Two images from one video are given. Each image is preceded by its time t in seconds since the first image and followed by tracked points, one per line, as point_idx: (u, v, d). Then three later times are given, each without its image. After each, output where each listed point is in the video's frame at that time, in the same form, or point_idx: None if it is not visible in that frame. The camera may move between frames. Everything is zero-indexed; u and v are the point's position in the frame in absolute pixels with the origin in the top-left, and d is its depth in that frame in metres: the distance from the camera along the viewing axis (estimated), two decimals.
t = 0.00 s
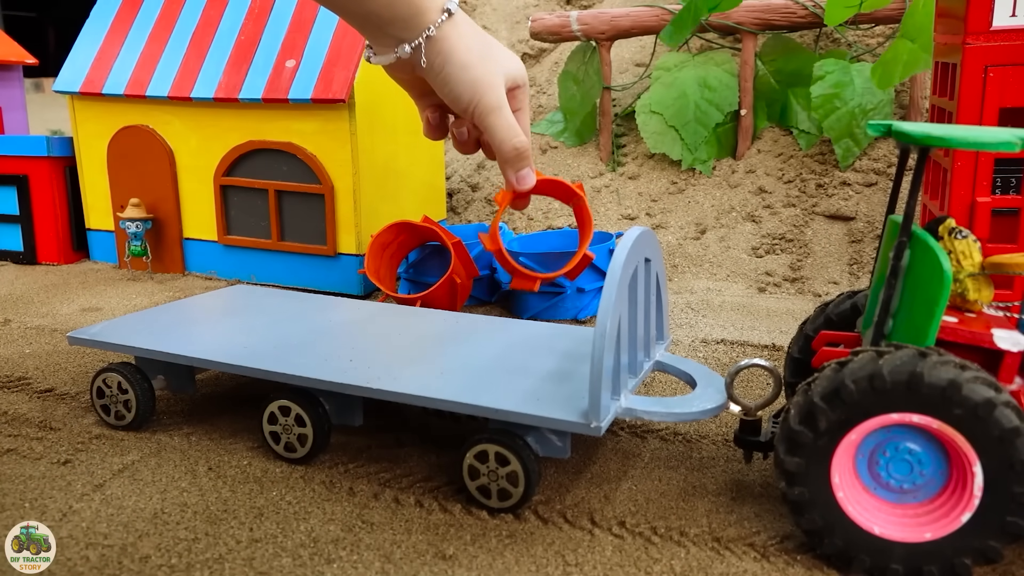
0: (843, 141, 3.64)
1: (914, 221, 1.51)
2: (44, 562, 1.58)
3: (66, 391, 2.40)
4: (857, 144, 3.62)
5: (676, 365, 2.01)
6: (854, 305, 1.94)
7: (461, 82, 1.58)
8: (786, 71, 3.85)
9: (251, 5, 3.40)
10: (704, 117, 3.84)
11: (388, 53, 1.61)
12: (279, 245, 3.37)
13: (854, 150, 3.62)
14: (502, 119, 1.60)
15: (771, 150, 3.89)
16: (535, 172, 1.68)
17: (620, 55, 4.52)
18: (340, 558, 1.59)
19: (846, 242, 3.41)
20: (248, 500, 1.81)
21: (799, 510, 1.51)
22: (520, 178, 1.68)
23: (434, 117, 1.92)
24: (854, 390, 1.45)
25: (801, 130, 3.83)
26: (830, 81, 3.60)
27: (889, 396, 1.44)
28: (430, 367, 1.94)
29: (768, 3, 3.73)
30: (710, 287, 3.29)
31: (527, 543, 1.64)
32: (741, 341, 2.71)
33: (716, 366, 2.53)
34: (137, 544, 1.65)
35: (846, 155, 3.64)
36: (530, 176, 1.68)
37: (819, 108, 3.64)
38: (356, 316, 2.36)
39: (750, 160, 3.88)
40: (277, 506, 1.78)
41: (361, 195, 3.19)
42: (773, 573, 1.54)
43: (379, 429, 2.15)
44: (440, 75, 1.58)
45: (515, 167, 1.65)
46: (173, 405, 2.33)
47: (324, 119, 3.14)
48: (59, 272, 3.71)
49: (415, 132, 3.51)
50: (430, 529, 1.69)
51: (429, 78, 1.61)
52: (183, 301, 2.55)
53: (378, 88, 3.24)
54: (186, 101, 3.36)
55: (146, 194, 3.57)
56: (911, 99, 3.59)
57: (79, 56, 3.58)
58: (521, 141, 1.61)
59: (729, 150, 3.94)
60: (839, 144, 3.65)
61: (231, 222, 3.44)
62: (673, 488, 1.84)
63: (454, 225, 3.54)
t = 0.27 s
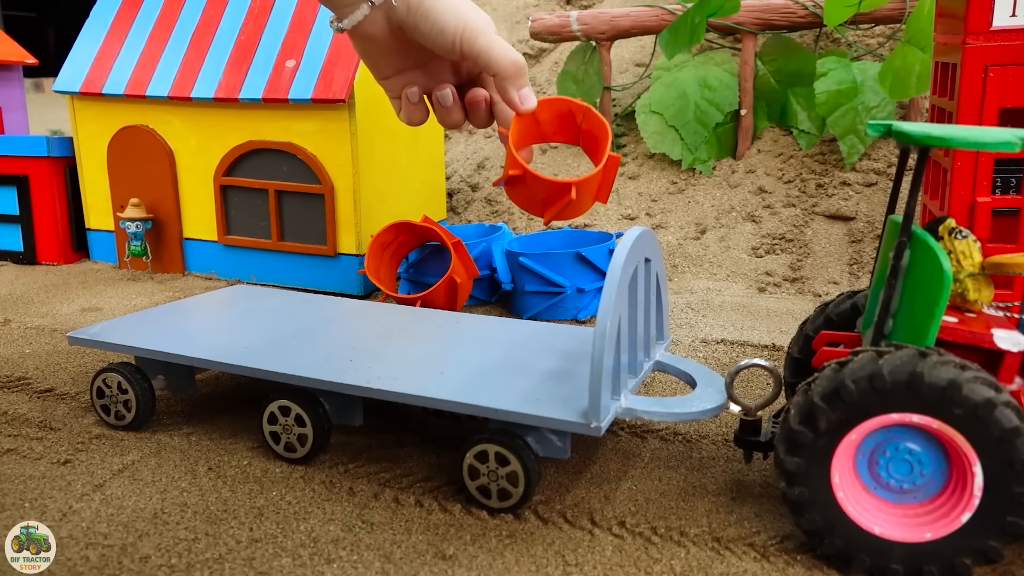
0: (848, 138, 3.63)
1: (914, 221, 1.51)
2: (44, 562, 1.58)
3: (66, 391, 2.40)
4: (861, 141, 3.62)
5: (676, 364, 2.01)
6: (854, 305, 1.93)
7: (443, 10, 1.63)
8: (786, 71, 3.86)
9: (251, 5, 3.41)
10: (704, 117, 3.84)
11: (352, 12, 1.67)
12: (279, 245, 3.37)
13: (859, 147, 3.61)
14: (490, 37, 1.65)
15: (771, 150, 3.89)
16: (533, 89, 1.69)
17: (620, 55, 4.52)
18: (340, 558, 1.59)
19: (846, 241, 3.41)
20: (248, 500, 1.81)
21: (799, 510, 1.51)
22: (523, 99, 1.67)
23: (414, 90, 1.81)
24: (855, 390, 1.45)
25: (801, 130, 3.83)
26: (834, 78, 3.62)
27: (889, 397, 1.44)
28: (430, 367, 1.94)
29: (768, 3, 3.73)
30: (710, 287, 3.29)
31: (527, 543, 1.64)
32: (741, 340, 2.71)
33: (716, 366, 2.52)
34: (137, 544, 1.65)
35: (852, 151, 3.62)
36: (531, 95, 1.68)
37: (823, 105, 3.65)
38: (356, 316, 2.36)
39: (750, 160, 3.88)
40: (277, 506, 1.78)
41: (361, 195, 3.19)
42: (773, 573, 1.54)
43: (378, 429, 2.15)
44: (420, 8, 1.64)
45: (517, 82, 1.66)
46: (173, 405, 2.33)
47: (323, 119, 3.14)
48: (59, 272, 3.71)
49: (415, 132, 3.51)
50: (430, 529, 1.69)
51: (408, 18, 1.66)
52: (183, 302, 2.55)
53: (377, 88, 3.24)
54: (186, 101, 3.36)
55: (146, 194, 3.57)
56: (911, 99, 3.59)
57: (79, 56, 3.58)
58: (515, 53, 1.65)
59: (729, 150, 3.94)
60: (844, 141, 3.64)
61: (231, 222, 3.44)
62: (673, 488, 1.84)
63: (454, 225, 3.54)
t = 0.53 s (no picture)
0: (846, 139, 3.63)
1: (914, 221, 1.51)
2: (44, 562, 1.58)
3: (66, 391, 2.40)
4: (858, 142, 3.62)
5: (676, 364, 2.01)
6: (854, 305, 1.94)
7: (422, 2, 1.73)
8: (786, 71, 3.86)
9: (251, 5, 3.41)
10: (704, 117, 3.84)
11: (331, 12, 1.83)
12: (279, 246, 3.37)
13: (856, 148, 3.62)
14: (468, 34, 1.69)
15: (771, 150, 3.89)
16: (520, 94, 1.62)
17: (620, 55, 4.52)
18: (340, 558, 1.59)
19: (846, 242, 3.41)
20: (248, 500, 1.81)
21: (799, 510, 1.51)
22: (502, 101, 1.57)
23: (395, 125, 1.84)
24: (854, 390, 1.45)
25: (801, 130, 3.83)
26: (831, 79, 3.62)
27: (889, 397, 1.44)
28: (431, 367, 1.94)
29: (768, 3, 3.73)
30: (710, 287, 3.29)
31: (527, 543, 1.64)
32: (741, 340, 2.71)
33: (716, 366, 2.53)
34: (137, 544, 1.65)
35: (848, 153, 3.64)
36: (513, 99, 1.59)
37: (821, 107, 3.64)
38: (356, 316, 2.36)
39: (750, 160, 3.88)
40: (277, 506, 1.78)
41: (361, 195, 3.19)
42: (773, 573, 1.54)
43: (379, 429, 2.15)
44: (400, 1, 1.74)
45: (496, 80, 1.59)
46: (173, 405, 2.33)
47: (324, 119, 3.14)
48: (59, 272, 3.72)
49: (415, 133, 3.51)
50: (430, 529, 1.69)
51: (388, 12, 1.76)
52: (182, 302, 2.54)
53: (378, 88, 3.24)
54: (186, 101, 3.36)
55: (146, 194, 3.57)
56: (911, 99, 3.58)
57: (79, 56, 3.58)
58: (495, 49, 1.65)
59: (729, 150, 3.94)
60: (842, 142, 3.65)
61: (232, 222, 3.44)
62: (673, 488, 1.84)
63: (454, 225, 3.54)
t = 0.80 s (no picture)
0: (846, 139, 3.63)
1: (914, 221, 1.51)
2: (44, 562, 1.58)
3: (66, 391, 2.40)
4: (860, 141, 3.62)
5: (676, 364, 2.01)
6: (854, 305, 1.94)
7: (429, 39, 1.75)
8: (786, 71, 3.86)
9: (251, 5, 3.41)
10: (704, 116, 3.84)
11: (338, 43, 1.84)
12: (279, 246, 3.37)
13: (858, 147, 3.61)
14: (469, 74, 1.70)
15: (771, 150, 3.88)
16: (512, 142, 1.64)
17: (620, 55, 4.52)
18: (340, 558, 1.59)
19: (846, 241, 3.41)
20: (248, 500, 1.81)
21: (799, 510, 1.51)
22: (494, 146, 1.61)
23: (396, 174, 1.85)
24: (854, 390, 1.45)
25: (801, 130, 3.83)
26: (831, 79, 3.64)
27: (889, 396, 1.44)
28: (430, 367, 1.94)
29: (768, 3, 3.73)
30: (710, 287, 3.29)
31: (527, 543, 1.64)
32: (741, 340, 2.71)
33: (716, 366, 2.52)
34: (137, 544, 1.65)
35: (849, 153, 3.63)
36: (505, 146, 1.62)
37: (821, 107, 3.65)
38: (356, 316, 2.35)
39: (750, 160, 3.88)
40: (277, 506, 1.78)
41: (361, 195, 3.19)
42: (773, 573, 1.54)
43: (378, 429, 2.15)
44: (407, 35, 1.76)
45: (491, 125, 1.62)
46: (173, 405, 2.33)
47: (323, 119, 3.14)
48: (59, 272, 3.71)
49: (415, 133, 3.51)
50: (430, 529, 1.69)
51: (394, 46, 1.78)
52: (182, 302, 2.54)
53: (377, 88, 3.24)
54: (186, 101, 3.36)
55: (146, 194, 3.57)
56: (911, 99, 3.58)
57: (79, 56, 3.58)
58: (495, 93, 1.67)
59: (729, 150, 3.94)
60: (843, 141, 3.64)
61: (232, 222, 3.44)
62: (673, 488, 1.84)
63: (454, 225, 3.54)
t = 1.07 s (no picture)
0: (846, 139, 3.64)
1: (914, 221, 1.51)
2: (44, 562, 1.58)
3: (65, 391, 2.39)
4: (858, 142, 3.63)
5: (676, 364, 2.01)
6: (854, 305, 1.94)
7: (420, 65, 1.76)
8: (786, 71, 3.86)
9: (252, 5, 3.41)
10: (704, 116, 3.84)
11: (332, 68, 1.84)
12: (279, 246, 3.37)
13: (855, 149, 3.64)
14: (455, 104, 1.71)
15: (771, 150, 3.88)
16: (491, 175, 1.66)
17: (620, 55, 4.52)
18: (340, 558, 1.59)
19: (846, 241, 3.41)
20: (248, 500, 1.81)
21: (799, 510, 1.51)
22: (474, 178, 1.64)
23: (390, 201, 1.90)
24: (854, 390, 1.45)
25: (801, 130, 3.83)
26: (830, 81, 3.62)
27: (889, 396, 1.44)
28: (430, 368, 1.94)
29: (768, 3, 3.74)
30: (710, 287, 3.29)
31: (527, 543, 1.64)
32: (741, 340, 2.71)
33: (716, 366, 2.52)
34: (137, 544, 1.65)
35: (846, 154, 3.65)
36: (486, 178, 1.65)
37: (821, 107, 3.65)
38: (356, 317, 2.35)
39: (750, 160, 3.88)
40: (277, 506, 1.78)
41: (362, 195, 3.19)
42: (773, 573, 1.54)
43: (379, 429, 2.15)
44: (399, 61, 1.77)
45: (472, 157, 1.65)
46: (173, 405, 2.33)
47: (324, 119, 3.14)
48: (59, 272, 3.71)
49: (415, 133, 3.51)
50: (430, 529, 1.69)
51: (386, 71, 1.79)
52: (182, 303, 2.54)
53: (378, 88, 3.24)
54: (186, 101, 3.36)
55: (146, 194, 3.57)
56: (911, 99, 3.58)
57: (79, 56, 3.58)
58: (479, 125, 1.69)
59: (729, 151, 3.94)
60: (840, 143, 3.66)
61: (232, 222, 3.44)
62: (673, 488, 1.84)
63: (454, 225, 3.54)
